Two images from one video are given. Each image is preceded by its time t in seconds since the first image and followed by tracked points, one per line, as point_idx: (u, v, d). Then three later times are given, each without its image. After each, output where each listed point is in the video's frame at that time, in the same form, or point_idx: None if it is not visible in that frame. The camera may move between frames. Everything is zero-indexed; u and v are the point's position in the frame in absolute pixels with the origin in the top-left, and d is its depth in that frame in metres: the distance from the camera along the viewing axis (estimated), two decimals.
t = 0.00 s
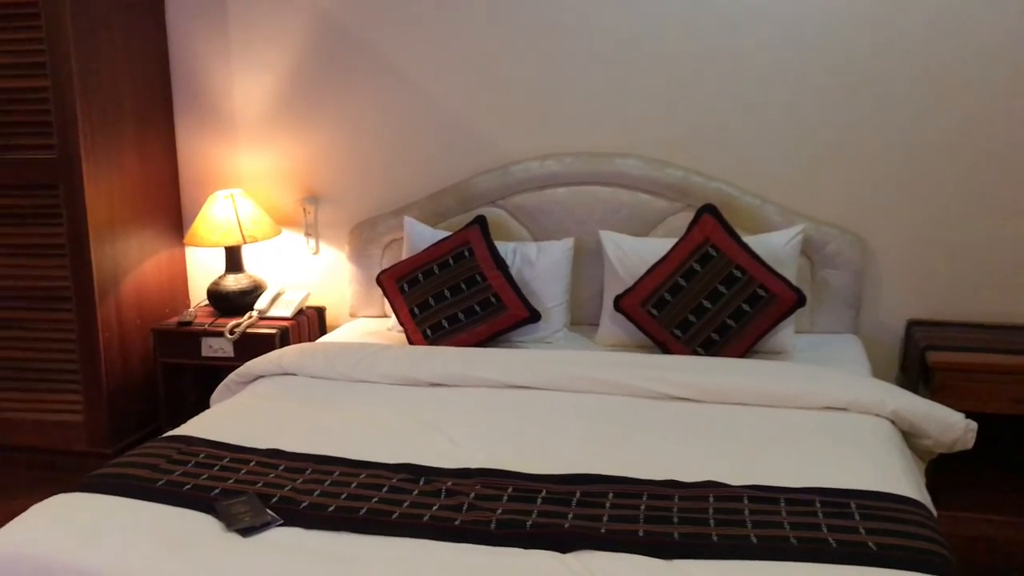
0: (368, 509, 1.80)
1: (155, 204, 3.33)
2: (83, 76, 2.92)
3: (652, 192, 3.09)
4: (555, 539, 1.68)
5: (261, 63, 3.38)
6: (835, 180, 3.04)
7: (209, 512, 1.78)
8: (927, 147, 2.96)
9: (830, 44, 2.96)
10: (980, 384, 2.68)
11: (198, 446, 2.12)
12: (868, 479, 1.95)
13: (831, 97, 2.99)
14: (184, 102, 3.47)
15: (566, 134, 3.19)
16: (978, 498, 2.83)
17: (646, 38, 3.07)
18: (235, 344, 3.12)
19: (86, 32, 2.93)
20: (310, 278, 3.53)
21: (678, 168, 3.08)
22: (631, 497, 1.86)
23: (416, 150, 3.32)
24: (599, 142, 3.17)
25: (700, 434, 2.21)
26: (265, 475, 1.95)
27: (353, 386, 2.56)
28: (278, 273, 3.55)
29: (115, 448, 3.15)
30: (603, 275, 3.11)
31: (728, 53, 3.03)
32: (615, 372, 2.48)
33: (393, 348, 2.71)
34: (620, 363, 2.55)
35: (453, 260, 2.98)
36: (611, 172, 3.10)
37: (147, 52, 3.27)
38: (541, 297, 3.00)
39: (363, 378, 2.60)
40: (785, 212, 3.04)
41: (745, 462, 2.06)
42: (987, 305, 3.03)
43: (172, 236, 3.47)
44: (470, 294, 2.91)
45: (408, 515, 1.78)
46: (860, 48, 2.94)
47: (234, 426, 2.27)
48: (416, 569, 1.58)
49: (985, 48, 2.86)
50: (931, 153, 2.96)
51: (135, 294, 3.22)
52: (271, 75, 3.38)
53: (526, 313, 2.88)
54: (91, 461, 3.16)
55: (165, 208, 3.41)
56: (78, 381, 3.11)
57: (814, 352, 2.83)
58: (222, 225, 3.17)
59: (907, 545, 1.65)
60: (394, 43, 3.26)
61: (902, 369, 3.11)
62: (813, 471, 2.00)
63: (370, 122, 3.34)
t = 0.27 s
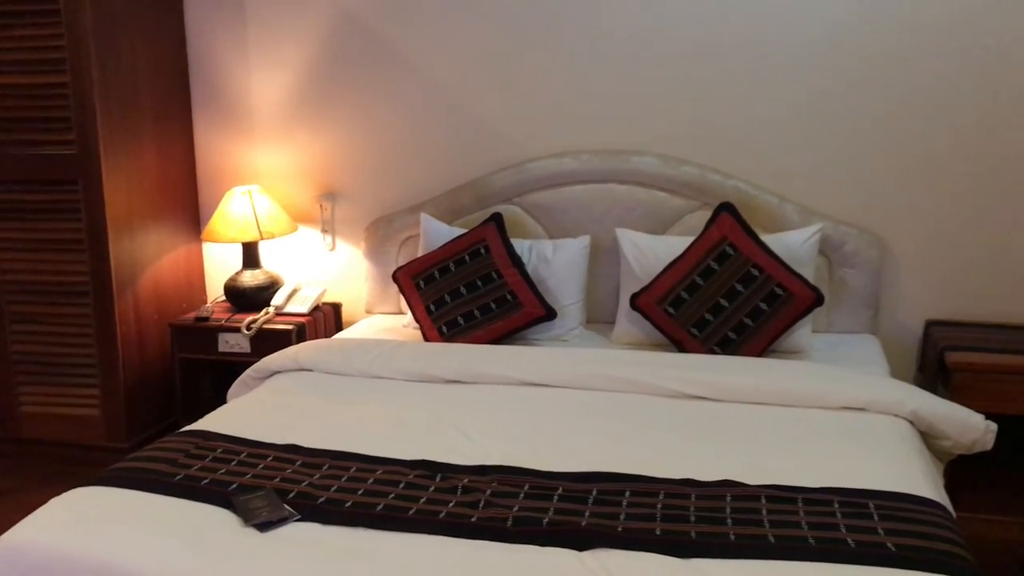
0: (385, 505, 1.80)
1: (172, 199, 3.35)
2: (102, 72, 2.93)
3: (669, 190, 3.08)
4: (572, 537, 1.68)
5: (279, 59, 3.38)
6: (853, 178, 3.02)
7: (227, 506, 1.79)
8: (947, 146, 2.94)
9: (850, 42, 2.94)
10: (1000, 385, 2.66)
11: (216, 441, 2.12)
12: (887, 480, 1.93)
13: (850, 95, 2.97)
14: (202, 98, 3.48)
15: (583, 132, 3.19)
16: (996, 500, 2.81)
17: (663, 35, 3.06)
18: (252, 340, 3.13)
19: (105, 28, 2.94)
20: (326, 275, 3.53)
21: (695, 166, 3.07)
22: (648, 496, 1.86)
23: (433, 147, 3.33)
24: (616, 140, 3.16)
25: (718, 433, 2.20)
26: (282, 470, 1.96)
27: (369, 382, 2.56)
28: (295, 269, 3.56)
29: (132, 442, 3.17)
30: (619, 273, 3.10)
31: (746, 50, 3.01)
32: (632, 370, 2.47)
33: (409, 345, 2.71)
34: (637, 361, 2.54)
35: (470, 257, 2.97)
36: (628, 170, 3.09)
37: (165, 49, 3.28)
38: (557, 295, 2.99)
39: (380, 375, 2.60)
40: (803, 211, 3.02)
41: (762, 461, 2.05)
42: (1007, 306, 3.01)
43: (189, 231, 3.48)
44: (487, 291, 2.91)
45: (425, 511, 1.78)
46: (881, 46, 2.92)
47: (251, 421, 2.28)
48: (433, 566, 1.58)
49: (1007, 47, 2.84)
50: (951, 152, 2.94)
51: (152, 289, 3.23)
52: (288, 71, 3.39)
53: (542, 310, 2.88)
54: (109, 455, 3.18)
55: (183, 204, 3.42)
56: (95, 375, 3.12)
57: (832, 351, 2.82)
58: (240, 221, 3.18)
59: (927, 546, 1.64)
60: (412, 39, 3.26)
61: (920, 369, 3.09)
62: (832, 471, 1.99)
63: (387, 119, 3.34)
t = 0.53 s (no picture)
0: (404, 501, 1.80)
1: (192, 196, 3.36)
2: (123, 69, 2.95)
3: (688, 189, 3.07)
4: (591, 535, 1.67)
5: (299, 57, 3.40)
6: (874, 177, 3.00)
7: (247, 502, 1.79)
8: (969, 145, 2.91)
9: (871, 40, 2.92)
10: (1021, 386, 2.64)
11: (236, 436, 2.13)
12: (909, 481, 1.92)
13: (871, 93, 2.95)
14: (222, 95, 3.50)
15: (602, 130, 3.18)
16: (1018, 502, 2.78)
17: (683, 33, 3.05)
18: (270, 336, 3.14)
19: (127, 25, 2.96)
20: (345, 272, 3.54)
21: (715, 164, 3.05)
22: (667, 495, 1.85)
23: (451, 144, 3.33)
24: (635, 138, 3.15)
25: (737, 433, 2.19)
26: (302, 466, 1.96)
27: (388, 379, 2.57)
28: (313, 266, 3.57)
29: (151, 437, 3.18)
30: (637, 272, 3.09)
31: (766, 48, 3.00)
32: (651, 369, 2.47)
33: (427, 342, 2.72)
34: (656, 360, 2.53)
35: (488, 255, 2.97)
36: (647, 169, 3.08)
37: (185, 47, 3.29)
38: (575, 293, 2.99)
39: (398, 372, 2.60)
40: (823, 210, 3.01)
41: (782, 461, 2.04)
42: None
43: (209, 228, 3.50)
44: (505, 289, 2.91)
45: (444, 508, 1.78)
46: (902, 44, 2.90)
47: (271, 418, 2.29)
48: (452, 562, 1.58)
49: None
50: (973, 151, 2.92)
51: (172, 285, 3.24)
52: (308, 69, 3.40)
53: (560, 308, 2.87)
54: (128, 450, 3.20)
55: (202, 201, 3.43)
56: (115, 371, 3.14)
57: (852, 351, 2.80)
58: (259, 218, 3.19)
59: (949, 547, 1.62)
60: (431, 37, 3.26)
61: (940, 370, 3.07)
62: (852, 471, 1.98)
63: (405, 116, 3.35)
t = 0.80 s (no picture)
0: (423, 499, 1.80)
1: (211, 194, 3.37)
2: (144, 67, 2.96)
3: (706, 188, 3.06)
4: (609, 534, 1.67)
5: (317, 55, 3.40)
6: (894, 176, 2.98)
7: (266, 499, 1.80)
8: (991, 144, 2.89)
9: (892, 39, 2.90)
10: None
11: (255, 433, 2.14)
12: (930, 482, 1.91)
13: (892, 92, 2.93)
14: (241, 94, 3.51)
15: (620, 128, 3.17)
16: None
17: (702, 31, 3.04)
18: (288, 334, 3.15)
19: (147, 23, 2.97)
20: (362, 270, 3.55)
21: (733, 164, 3.04)
22: (686, 494, 1.85)
23: (469, 143, 3.33)
24: (654, 137, 3.15)
25: (756, 433, 2.18)
26: (321, 464, 1.97)
27: (406, 377, 2.57)
28: (331, 264, 3.58)
29: (170, 434, 3.20)
30: (655, 271, 3.09)
31: (786, 47, 2.98)
32: (668, 369, 2.46)
33: (444, 340, 2.72)
34: (674, 359, 2.52)
35: (505, 253, 2.97)
36: (665, 168, 3.07)
37: (204, 45, 3.31)
38: (592, 292, 2.98)
39: (416, 370, 2.60)
40: (843, 209, 2.99)
41: (801, 461, 2.03)
42: None
43: (227, 226, 3.51)
44: (522, 288, 2.91)
45: (462, 506, 1.78)
46: (923, 43, 2.88)
47: (289, 415, 2.29)
48: (470, 560, 1.58)
49: None
50: (995, 150, 2.89)
51: (191, 282, 3.26)
52: (326, 67, 3.41)
53: (577, 307, 2.87)
54: (147, 446, 3.21)
55: (221, 199, 3.45)
56: (134, 368, 3.16)
57: (871, 351, 2.78)
58: (277, 216, 3.20)
59: (971, 549, 1.61)
60: (449, 35, 3.26)
61: (960, 371, 3.05)
62: (872, 472, 1.96)
63: (423, 115, 3.35)
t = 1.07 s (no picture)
0: (439, 498, 1.80)
1: (228, 193, 3.39)
2: (162, 66, 2.98)
3: (723, 188, 3.04)
4: (626, 535, 1.67)
5: (334, 55, 3.41)
6: (913, 177, 2.96)
7: (283, 497, 1.80)
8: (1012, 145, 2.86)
9: (912, 38, 2.88)
10: None
11: (271, 432, 2.15)
12: (949, 485, 1.89)
13: (911, 92, 2.91)
14: (258, 93, 3.52)
15: (636, 128, 3.16)
16: None
17: (720, 31, 3.03)
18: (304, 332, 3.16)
19: (166, 23, 2.99)
20: (378, 269, 3.55)
21: (751, 164, 3.03)
22: (702, 496, 1.84)
23: (485, 142, 3.33)
24: (670, 137, 3.14)
25: (773, 434, 2.17)
26: (337, 462, 1.97)
27: (422, 376, 2.57)
28: (347, 263, 3.59)
29: (187, 431, 3.21)
30: (671, 271, 3.08)
31: (804, 46, 2.97)
32: (685, 369, 2.45)
33: (460, 340, 2.72)
34: (690, 360, 2.52)
35: (521, 253, 2.97)
36: (682, 167, 3.06)
37: (222, 45, 3.32)
38: (608, 292, 2.97)
39: (431, 369, 2.61)
40: (861, 210, 2.97)
41: (819, 463, 2.02)
42: None
43: (244, 225, 3.52)
44: (537, 288, 2.90)
45: (478, 506, 1.78)
46: (944, 43, 2.86)
47: (306, 414, 2.30)
48: (486, 560, 1.58)
49: None
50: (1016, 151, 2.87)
51: (207, 281, 3.27)
52: (343, 67, 3.41)
53: (593, 307, 2.86)
54: (164, 444, 3.23)
55: (238, 198, 3.46)
56: (151, 366, 3.17)
57: (889, 353, 2.76)
58: (294, 215, 3.21)
59: (991, 553, 1.60)
60: (466, 35, 3.26)
61: (979, 373, 3.02)
62: (891, 475, 1.95)
63: (439, 115, 3.35)
